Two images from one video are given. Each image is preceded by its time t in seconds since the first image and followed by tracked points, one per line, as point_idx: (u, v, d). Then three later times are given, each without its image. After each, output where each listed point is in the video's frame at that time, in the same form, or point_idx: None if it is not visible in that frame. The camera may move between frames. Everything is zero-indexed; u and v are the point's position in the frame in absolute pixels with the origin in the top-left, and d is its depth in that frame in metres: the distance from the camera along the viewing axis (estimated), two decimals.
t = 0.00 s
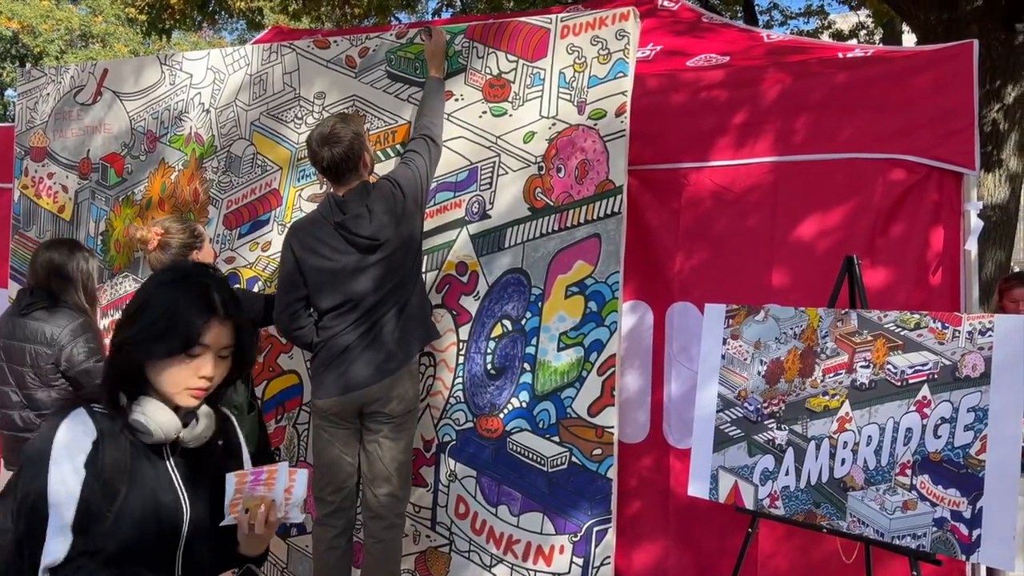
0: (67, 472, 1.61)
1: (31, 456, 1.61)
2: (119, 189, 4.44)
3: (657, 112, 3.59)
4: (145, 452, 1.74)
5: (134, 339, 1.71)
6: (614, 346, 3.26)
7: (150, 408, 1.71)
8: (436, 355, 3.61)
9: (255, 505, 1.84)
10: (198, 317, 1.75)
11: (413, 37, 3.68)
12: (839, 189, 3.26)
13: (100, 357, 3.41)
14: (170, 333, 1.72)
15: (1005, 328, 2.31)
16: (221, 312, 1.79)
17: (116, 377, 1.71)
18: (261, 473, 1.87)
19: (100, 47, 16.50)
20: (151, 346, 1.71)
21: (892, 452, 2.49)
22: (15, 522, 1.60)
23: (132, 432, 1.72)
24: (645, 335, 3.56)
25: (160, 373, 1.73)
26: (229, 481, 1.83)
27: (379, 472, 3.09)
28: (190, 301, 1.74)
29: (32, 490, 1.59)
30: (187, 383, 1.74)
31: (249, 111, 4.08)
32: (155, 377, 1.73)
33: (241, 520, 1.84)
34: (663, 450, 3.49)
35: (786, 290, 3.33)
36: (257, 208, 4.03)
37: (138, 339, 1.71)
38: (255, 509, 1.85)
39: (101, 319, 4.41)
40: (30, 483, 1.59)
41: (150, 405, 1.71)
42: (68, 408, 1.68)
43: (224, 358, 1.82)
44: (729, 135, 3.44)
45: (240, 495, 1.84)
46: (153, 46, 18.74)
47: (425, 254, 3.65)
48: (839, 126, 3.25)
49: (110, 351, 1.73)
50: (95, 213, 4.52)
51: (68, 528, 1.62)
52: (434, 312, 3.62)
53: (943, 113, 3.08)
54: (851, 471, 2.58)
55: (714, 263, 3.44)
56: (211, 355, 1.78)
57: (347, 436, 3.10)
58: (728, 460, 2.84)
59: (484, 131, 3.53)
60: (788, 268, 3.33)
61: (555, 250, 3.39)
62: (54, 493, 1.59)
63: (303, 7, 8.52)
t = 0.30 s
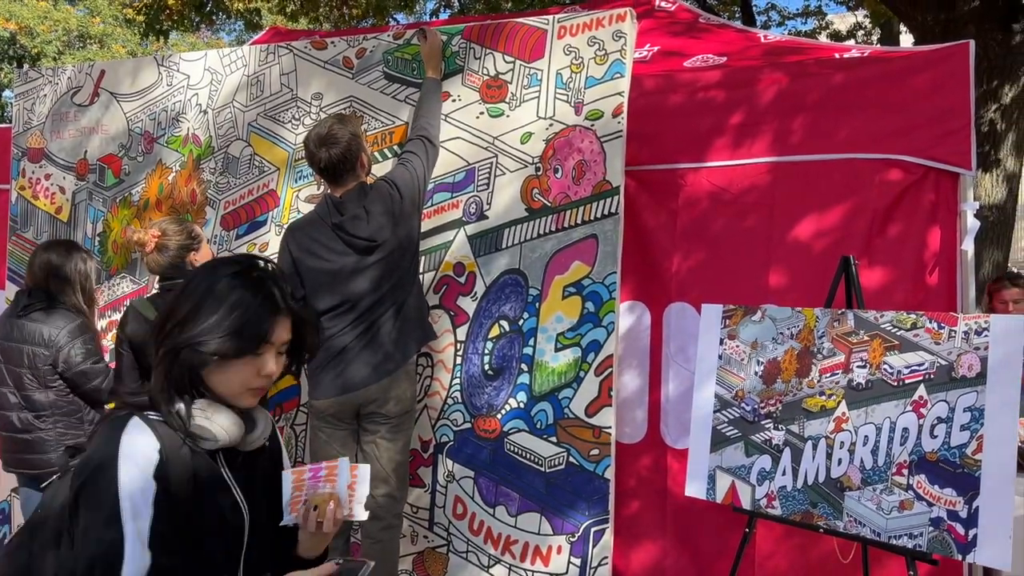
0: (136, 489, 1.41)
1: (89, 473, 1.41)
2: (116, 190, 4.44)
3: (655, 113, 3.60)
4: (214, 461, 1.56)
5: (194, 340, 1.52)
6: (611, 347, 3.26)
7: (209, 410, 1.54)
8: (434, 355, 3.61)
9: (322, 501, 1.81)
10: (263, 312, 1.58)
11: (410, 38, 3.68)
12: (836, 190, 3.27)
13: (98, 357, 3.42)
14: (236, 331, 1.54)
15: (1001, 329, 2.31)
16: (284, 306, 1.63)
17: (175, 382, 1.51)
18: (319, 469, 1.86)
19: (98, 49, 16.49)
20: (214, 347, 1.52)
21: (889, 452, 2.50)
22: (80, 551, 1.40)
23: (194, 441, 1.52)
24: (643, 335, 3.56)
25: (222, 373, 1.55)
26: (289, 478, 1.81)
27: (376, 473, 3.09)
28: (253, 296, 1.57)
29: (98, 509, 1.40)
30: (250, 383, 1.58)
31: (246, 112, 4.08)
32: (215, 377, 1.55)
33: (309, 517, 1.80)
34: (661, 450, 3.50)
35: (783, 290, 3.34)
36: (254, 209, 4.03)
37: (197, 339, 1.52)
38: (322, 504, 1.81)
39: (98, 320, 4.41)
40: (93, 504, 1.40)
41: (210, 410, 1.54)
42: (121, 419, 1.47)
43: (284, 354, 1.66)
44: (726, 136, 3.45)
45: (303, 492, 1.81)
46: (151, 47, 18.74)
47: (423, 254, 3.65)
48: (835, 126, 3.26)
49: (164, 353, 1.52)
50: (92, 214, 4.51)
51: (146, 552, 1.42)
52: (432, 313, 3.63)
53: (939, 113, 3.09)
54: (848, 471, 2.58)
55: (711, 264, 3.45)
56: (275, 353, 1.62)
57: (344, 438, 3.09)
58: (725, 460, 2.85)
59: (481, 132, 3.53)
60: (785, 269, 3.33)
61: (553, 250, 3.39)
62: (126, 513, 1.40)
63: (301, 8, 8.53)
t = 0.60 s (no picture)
0: (214, 496, 1.30)
1: (162, 477, 1.29)
2: (117, 191, 4.44)
3: (655, 113, 3.60)
4: (280, 470, 1.47)
5: (273, 350, 1.38)
6: (612, 348, 3.26)
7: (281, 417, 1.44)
8: (435, 356, 3.62)
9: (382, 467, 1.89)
10: (350, 321, 1.44)
11: (410, 39, 3.68)
12: (836, 190, 3.27)
13: (98, 359, 3.46)
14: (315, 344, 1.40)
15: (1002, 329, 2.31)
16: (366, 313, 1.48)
17: (249, 390, 1.40)
18: (378, 442, 2.14)
19: (99, 50, 16.51)
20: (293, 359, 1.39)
21: (890, 452, 2.50)
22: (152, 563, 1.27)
23: (262, 450, 1.43)
24: (644, 336, 3.56)
25: (298, 385, 1.43)
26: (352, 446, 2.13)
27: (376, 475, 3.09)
28: (335, 304, 1.42)
29: (173, 518, 1.27)
30: (329, 394, 1.46)
31: (247, 113, 4.09)
32: (292, 388, 1.43)
33: (371, 483, 1.85)
34: (662, 450, 3.50)
35: (784, 290, 3.34)
36: (255, 210, 4.03)
37: (276, 349, 1.38)
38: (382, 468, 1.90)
39: (99, 321, 4.41)
40: (167, 513, 1.28)
41: (281, 418, 1.44)
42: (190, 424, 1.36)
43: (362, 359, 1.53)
44: (726, 136, 3.45)
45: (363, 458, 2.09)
46: (151, 48, 18.75)
47: (424, 255, 3.66)
48: (836, 126, 3.26)
49: (239, 359, 1.40)
50: (93, 215, 4.51)
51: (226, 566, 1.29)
52: (434, 313, 3.63)
53: (939, 114, 3.09)
54: (849, 471, 2.59)
55: (712, 264, 3.45)
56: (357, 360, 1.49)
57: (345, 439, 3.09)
58: (727, 461, 2.85)
59: (482, 133, 3.54)
60: (786, 269, 3.33)
61: (554, 251, 3.39)
62: (203, 523, 1.28)
63: (302, 9, 8.56)
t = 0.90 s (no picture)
0: (312, 507, 1.31)
1: (259, 487, 1.30)
2: (120, 193, 4.45)
3: (658, 114, 3.60)
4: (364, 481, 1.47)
5: (377, 364, 1.41)
6: (616, 348, 3.26)
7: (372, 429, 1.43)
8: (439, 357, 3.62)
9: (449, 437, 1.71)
10: (446, 336, 1.49)
11: (413, 40, 3.68)
12: (840, 190, 3.26)
13: (99, 359, 3.44)
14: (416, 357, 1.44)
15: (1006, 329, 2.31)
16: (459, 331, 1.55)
17: (350, 405, 1.41)
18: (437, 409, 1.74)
19: (100, 51, 16.51)
20: (399, 374, 1.42)
21: (894, 453, 2.49)
22: None
23: (348, 460, 1.43)
24: (647, 336, 3.56)
25: (397, 399, 1.44)
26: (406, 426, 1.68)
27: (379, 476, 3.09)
28: (433, 319, 1.48)
29: (268, 527, 1.28)
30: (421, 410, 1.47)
31: (250, 115, 4.09)
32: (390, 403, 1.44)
33: (437, 454, 1.71)
34: (666, 451, 3.50)
35: (788, 290, 3.34)
36: (258, 211, 4.04)
37: (382, 364, 1.41)
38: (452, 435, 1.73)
39: (102, 322, 4.41)
40: (262, 531, 1.28)
41: (372, 429, 1.43)
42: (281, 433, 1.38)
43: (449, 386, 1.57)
44: (728, 136, 3.45)
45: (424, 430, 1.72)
46: (152, 49, 18.76)
47: (427, 257, 3.66)
48: (839, 126, 3.26)
49: (342, 374, 1.41)
50: (96, 217, 4.52)
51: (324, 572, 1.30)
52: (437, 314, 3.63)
53: (943, 113, 3.09)
54: (854, 471, 2.58)
55: (715, 264, 3.45)
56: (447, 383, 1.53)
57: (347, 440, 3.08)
58: (731, 461, 2.85)
59: (485, 133, 3.54)
60: (790, 269, 3.33)
61: (557, 251, 3.39)
62: (305, 537, 1.29)
63: (303, 10, 8.56)
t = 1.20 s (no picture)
0: (406, 507, 1.30)
1: (352, 487, 1.29)
2: (124, 194, 4.46)
3: (661, 114, 3.60)
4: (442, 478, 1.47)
5: (457, 364, 1.37)
6: (620, 349, 3.26)
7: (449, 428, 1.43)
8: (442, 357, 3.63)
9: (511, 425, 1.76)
10: (518, 333, 1.45)
11: (416, 41, 3.68)
12: (843, 189, 3.26)
13: (101, 360, 3.45)
14: (492, 358, 1.40)
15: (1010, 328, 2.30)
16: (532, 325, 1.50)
17: (430, 404, 1.38)
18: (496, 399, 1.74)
19: (103, 53, 16.54)
20: (475, 374, 1.39)
21: (898, 453, 2.49)
22: None
23: (424, 455, 1.44)
24: (650, 336, 3.55)
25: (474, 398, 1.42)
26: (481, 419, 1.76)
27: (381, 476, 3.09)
28: (505, 313, 1.43)
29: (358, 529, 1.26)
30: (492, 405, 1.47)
31: (253, 116, 4.10)
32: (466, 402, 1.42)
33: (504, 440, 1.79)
34: (669, 451, 3.49)
35: (791, 290, 3.33)
36: (261, 212, 4.05)
37: (460, 365, 1.37)
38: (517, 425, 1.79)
39: (106, 324, 4.42)
40: (358, 534, 1.26)
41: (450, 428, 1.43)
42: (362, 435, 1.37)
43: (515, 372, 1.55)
44: (730, 137, 3.45)
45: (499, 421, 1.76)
46: (155, 51, 18.80)
47: (430, 257, 3.67)
48: (842, 126, 3.26)
49: (419, 374, 1.37)
50: (100, 218, 4.53)
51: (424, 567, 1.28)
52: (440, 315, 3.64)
53: (945, 113, 3.09)
54: (857, 472, 2.58)
55: (718, 264, 3.44)
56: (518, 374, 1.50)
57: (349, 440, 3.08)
58: (734, 462, 2.85)
59: (487, 134, 3.54)
60: (793, 268, 3.33)
61: (559, 252, 3.39)
62: (402, 533, 1.27)
63: (306, 12, 8.56)
